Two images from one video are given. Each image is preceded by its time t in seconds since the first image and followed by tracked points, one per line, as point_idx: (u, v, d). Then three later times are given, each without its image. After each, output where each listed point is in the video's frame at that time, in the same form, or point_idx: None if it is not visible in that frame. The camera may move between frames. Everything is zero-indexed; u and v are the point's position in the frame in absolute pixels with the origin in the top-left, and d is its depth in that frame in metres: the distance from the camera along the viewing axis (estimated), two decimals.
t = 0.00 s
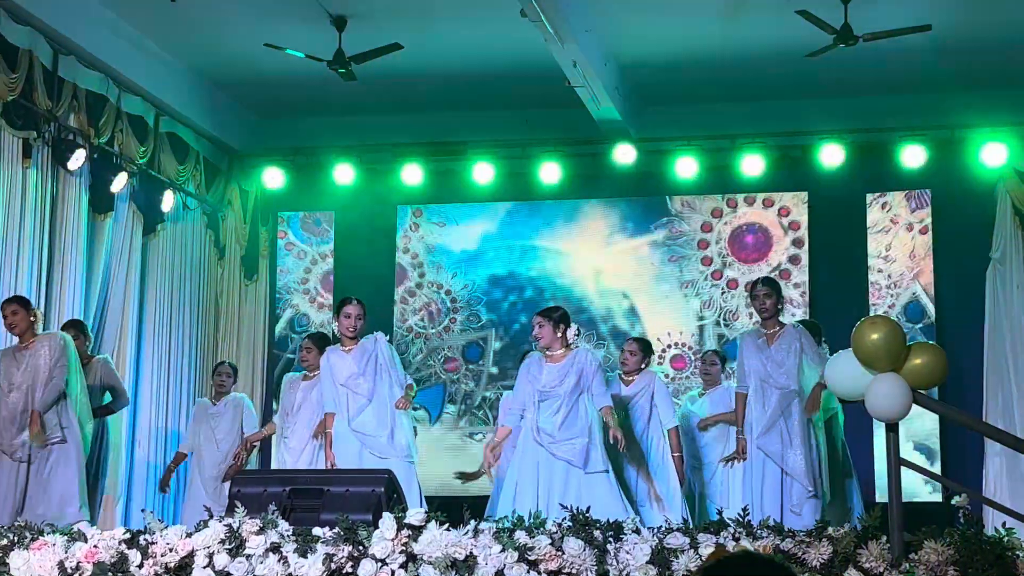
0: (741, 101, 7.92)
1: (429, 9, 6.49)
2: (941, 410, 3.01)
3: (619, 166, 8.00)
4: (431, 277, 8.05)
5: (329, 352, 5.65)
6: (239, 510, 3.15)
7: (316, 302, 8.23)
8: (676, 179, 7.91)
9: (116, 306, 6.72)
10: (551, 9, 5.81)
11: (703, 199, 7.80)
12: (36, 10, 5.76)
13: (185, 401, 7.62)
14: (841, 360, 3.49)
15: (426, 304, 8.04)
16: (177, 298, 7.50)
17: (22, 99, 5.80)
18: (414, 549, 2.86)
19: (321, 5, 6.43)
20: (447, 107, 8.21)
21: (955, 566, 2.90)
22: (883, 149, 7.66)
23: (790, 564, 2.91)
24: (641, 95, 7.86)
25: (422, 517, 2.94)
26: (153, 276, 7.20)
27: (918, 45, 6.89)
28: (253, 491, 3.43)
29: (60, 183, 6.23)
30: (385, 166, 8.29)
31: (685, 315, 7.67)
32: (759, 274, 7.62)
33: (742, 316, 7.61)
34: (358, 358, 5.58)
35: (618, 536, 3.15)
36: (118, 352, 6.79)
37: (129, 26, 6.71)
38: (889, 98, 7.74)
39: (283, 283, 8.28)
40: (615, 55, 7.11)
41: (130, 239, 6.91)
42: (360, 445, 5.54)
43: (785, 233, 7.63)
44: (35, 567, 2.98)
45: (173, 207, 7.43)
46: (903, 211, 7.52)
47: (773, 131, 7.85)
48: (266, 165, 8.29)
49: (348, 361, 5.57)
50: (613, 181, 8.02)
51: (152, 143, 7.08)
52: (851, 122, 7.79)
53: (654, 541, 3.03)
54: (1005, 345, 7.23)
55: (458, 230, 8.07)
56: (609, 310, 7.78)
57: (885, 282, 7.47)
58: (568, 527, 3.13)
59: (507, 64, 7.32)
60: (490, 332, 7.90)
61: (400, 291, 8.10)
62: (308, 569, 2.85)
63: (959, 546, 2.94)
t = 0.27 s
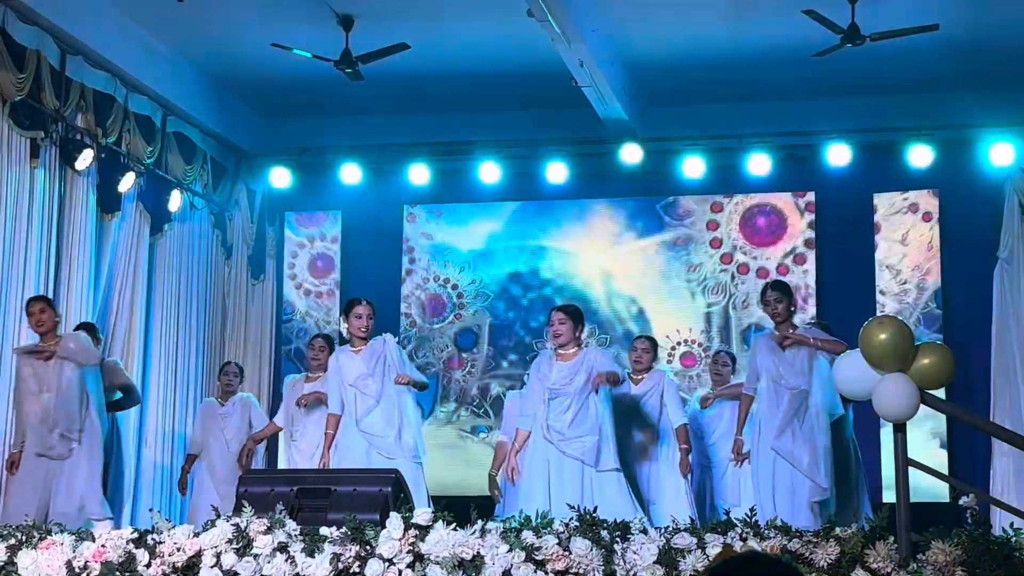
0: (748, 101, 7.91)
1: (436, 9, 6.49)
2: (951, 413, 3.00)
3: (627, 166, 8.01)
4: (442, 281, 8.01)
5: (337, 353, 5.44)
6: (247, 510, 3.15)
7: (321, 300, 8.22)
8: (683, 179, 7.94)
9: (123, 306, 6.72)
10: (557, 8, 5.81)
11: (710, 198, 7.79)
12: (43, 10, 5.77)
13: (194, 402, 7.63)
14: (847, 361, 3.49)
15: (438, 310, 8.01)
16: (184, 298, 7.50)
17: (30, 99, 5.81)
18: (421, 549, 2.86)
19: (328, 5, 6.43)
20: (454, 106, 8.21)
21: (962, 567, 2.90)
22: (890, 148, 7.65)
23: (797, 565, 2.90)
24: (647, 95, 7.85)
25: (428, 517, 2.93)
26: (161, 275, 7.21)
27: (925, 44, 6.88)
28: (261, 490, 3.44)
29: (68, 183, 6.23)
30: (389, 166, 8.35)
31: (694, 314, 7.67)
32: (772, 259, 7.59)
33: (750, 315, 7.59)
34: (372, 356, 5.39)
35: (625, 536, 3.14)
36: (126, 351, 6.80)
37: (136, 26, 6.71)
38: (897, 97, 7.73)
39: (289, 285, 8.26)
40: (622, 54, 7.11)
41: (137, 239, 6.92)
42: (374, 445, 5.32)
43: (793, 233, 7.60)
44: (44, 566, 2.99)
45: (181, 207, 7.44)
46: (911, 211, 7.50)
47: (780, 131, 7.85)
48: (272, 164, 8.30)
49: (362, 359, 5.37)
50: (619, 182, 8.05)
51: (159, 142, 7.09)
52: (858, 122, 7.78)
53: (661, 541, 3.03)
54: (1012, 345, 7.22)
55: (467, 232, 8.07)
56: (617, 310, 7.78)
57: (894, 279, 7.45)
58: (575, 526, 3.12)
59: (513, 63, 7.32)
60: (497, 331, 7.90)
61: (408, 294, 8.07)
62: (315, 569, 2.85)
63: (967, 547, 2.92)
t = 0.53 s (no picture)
0: (754, 101, 7.91)
1: (441, 9, 6.49)
2: (960, 413, 3.01)
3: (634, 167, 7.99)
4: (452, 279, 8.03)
5: (351, 364, 6.39)
6: (253, 510, 3.16)
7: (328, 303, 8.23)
8: (690, 180, 7.92)
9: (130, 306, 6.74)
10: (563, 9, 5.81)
11: (717, 199, 7.79)
12: (49, 10, 5.77)
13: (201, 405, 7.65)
14: (855, 361, 3.49)
15: (444, 308, 8.04)
16: (190, 300, 7.51)
17: (36, 100, 5.81)
18: (428, 549, 2.86)
19: (333, 5, 6.44)
20: (459, 107, 8.21)
21: (969, 567, 2.91)
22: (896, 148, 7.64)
23: (802, 565, 2.90)
24: (653, 95, 7.85)
25: (436, 517, 2.94)
26: (168, 276, 7.23)
27: (931, 45, 6.87)
28: (266, 490, 3.43)
29: (74, 184, 6.23)
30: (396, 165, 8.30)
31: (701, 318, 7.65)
32: (779, 252, 7.61)
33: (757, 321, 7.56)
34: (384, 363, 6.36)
35: (630, 536, 3.14)
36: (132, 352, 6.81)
37: (142, 27, 6.72)
38: (903, 97, 7.72)
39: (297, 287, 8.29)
40: (628, 55, 7.11)
41: (144, 240, 6.93)
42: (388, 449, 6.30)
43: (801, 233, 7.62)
44: (51, 566, 3.00)
45: (187, 207, 7.45)
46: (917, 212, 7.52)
47: (785, 131, 7.85)
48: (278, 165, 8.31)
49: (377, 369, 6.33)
50: (627, 183, 8.03)
51: (165, 143, 7.10)
52: (864, 122, 7.78)
53: (667, 542, 3.03)
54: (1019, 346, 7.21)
55: (475, 236, 8.06)
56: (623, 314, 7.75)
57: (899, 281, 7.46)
58: (581, 526, 3.13)
59: (519, 64, 7.32)
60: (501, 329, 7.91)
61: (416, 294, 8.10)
62: (322, 569, 2.85)
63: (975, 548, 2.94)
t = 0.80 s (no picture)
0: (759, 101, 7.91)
1: (447, 9, 6.49)
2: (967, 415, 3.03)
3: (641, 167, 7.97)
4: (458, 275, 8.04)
5: (375, 365, 7.13)
6: (259, 510, 3.16)
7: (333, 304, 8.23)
8: (695, 181, 7.88)
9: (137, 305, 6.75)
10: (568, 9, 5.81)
11: (723, 200, 7.78)
12: (55, 10, 5.78)
13: (205, 404, 7.68)
14: (862, 362, 3.48)
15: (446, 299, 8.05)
16: (196, 301, 7.52)
17: (42, 100, 5.82)
18: (433, 549, 2.86)
19: (339, 5, 6.44)
20: (465, 107, 8.21)
21: (975, 568, 2.92)
22: (902, 148, 7.62)
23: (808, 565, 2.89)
24: (658, 95, 7.85)
25: (441, 517, 2.94)
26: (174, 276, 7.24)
27: (937, 45, 6.86)
28: (272, 490, 3.43)
29: (81, 184, 6.24)
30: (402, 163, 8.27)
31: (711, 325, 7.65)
32: (786, 254, 7.63)
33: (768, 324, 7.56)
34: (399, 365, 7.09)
35: (637, 536, 3.15)
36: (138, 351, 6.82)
37: (148, 27, 6.72)
38: (909, 97, 7.71)
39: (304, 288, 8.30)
40: (633, 55, 7.10)
41: (150, 240, 6.94)
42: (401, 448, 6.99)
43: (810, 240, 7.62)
44: (57, 566, 3.00)
45: (193, 207, 7.46)
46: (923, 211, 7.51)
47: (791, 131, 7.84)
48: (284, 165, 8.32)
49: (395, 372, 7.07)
50: (634, 183, 8.00)
51: (172, 143, 7.11)
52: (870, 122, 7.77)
53: (673, 541, 3.03)
54: None
55: (481, 236, 8.06)
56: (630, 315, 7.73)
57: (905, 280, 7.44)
58: (587, 526, 3.13)
59: (525, 63, 7.32)
60: (504, 326, 7.93)
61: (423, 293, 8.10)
62: (328, 568, 2.86)
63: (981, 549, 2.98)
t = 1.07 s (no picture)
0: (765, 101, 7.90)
1: (452, 10, 6.50)
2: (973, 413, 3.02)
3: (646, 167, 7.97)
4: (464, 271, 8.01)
5: (414, 351, 7.84)
6: (265, 510, 3.16)
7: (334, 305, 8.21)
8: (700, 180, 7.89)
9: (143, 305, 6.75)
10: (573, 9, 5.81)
11: (729, 200, 7.77)
12: (61, 11, 5.79)
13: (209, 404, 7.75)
14: (866, 361, 3.48)
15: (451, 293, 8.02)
16: (203, 302, 7.54)
17: (48, 100, 5.82)
18: (439, 549, 2.86)
19: (344, 6, 6.44)
20: (470, 108, 8.22)
21: (981, 568, 2.92)
22: (909, 149, 7.61)
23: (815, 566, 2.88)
24: (664, 95, 7.85)
25: (447, 517, 2.95)
26: (180, 276, 7.25)
27: (942, 45, 6.86)
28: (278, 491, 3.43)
29: (87, 185, 6.25)
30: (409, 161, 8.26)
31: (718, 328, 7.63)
32: (792, 253, 7.62)
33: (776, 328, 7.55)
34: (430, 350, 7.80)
35: (642, 537, 3.15)
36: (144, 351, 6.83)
37: (154, 27, 6.73)
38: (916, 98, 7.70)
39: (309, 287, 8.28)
40: (639, 55, 7.09)
41: (156, 240, 6.95)
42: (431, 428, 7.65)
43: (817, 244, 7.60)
44: (64, 566, 3.00)
45: (199, 208, 7.47)
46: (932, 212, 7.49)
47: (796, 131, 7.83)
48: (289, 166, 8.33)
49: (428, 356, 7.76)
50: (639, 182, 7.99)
51: (178, 143, 7.12)
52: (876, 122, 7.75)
53: (679, 542, 3.03)
54: None
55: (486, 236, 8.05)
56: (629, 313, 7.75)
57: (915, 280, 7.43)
58: (593, 527, 3.13)
59: (531, 64, 7.32)
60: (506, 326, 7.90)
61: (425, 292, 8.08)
62: (334, 569, 2.85)
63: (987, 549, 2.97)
